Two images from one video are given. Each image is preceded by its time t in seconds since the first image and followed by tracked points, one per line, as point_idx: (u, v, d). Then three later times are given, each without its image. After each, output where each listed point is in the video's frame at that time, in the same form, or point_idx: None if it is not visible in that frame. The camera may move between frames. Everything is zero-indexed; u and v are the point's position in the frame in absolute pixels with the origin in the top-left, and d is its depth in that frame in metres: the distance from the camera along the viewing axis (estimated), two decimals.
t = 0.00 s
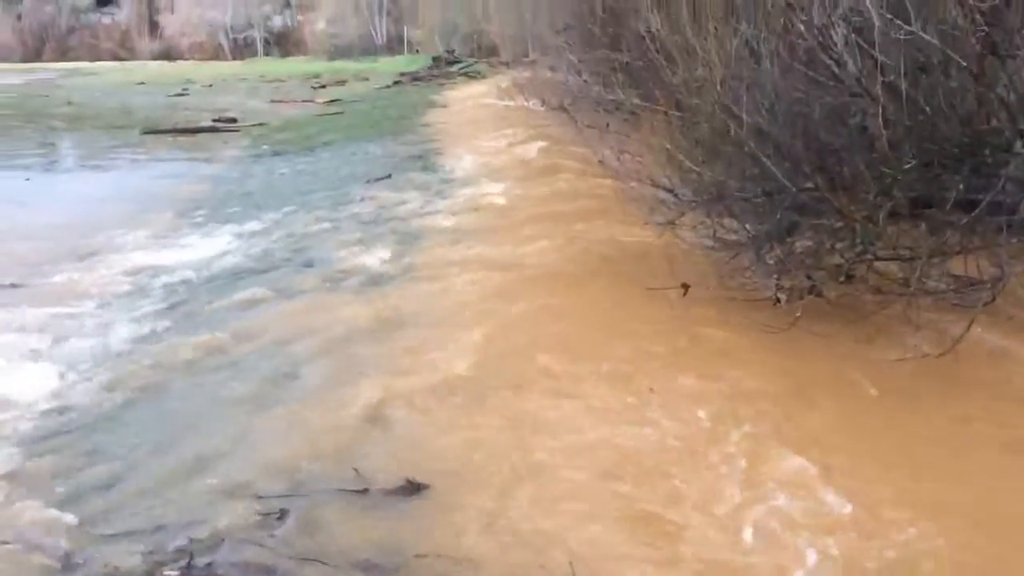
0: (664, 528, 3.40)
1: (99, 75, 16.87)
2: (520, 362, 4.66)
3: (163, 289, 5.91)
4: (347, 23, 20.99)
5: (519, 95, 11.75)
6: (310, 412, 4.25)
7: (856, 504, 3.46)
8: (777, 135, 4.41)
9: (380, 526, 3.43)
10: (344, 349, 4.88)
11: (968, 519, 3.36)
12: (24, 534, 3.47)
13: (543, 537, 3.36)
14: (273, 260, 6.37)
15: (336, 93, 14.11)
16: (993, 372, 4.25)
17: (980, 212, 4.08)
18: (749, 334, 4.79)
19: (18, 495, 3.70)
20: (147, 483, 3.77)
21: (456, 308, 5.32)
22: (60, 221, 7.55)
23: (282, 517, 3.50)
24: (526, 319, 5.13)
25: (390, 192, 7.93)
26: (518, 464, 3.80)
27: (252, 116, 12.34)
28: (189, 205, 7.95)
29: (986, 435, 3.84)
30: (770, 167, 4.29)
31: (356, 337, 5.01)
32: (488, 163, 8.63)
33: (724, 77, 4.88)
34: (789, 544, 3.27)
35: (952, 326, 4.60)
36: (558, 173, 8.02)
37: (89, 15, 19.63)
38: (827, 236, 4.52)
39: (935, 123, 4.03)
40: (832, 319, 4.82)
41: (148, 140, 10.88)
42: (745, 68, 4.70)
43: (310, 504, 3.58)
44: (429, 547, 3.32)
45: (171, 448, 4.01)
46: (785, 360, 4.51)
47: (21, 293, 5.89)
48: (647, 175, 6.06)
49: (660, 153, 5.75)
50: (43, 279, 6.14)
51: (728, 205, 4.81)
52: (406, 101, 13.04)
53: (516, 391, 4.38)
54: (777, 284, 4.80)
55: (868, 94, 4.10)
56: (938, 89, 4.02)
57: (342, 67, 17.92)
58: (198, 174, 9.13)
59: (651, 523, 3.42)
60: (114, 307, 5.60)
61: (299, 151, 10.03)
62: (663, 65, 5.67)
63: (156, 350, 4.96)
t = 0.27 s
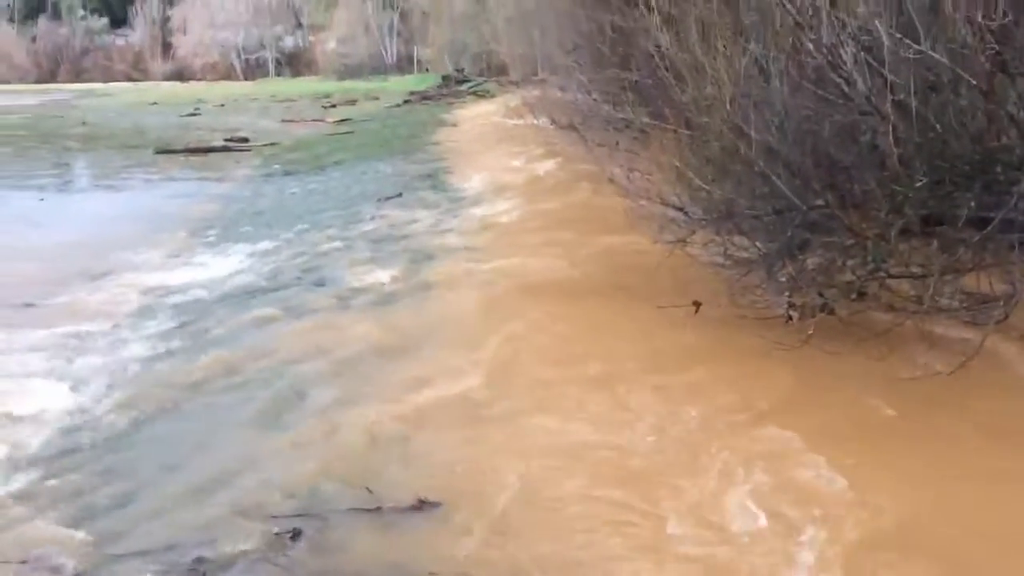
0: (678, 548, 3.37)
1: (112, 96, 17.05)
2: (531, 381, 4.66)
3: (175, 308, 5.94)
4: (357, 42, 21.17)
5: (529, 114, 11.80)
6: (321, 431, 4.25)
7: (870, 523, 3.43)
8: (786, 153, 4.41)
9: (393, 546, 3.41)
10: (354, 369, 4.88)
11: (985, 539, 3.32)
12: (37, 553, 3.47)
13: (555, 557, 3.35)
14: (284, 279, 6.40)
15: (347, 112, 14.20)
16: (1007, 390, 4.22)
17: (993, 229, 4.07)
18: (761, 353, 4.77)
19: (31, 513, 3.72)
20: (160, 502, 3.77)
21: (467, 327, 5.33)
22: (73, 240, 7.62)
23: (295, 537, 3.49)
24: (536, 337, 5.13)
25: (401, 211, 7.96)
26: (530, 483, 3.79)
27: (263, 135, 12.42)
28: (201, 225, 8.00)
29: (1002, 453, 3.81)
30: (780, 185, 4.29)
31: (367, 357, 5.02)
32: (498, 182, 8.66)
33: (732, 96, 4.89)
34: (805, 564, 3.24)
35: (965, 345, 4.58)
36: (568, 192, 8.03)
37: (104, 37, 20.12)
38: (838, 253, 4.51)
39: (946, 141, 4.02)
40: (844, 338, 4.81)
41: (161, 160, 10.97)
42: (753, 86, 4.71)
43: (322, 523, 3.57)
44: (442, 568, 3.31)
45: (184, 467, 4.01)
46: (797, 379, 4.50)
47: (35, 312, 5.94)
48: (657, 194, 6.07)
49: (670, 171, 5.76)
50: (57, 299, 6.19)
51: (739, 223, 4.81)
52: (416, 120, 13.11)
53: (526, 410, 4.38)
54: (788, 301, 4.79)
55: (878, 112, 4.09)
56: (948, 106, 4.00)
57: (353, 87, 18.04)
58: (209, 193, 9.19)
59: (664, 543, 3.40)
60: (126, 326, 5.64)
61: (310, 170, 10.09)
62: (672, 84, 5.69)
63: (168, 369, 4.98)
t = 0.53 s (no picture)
0: (693, 559, 3.36)
1: (128, 106, 17.20)
2: (544, 391, 4.66)
3: (191, 317, 5.98)
4: (371, 54, 21.30)
5: (542, 125, 11.83)
6: (335, 441, 4.26)
7: (887, 536, 3.41)
8: (802, 165, 4.41)
9: (408, 556, 3.42)
10: (368, 378, 4.90)
11: (1003, 551, 3.30)
12: (54, 561, 3.49)
13: (568, 568, 3.34)
14: (299, 289, 6.43)
15: (360, 123, 14.28)
16: None
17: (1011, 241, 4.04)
18: (776, 363, 4.78)
19: (48, 521, 3.74)
20: (176, 511, 3.79)
21: (480, 337, 5.34)
22: (89, 250, 7.68)
23: (310, 546, 3.50)
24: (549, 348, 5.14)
25: (415, 221, 7.99)
26: (543, 494, 3.79)
27: (278, 145, 12.50)
28: (215, 235, 8.06)
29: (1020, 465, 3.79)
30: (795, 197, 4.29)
31: (381, 366, 5.04)
32: (511, 193, 8.69)
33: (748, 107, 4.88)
34: None
35: (981, 359, 4.58)
36: (580, 203, 8.06)
37: (120, 49, 20.30)
38: (854, 265, 4.50)
39: (963, 152, 3.99)
40: (858, 351, 4.82)
41: (176, 170, 11.06)
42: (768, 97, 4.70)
43: (336, 533, 3.58)
44: None
45: (199, 476, 4.03)
46: (812, 389, 4.50)
47: (51, 321, 5.99)
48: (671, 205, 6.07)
49: (684, 182, 5.77)
50: (73, 308, 6.23)
51: (754, 234, 4.81)
52: (430, 131, 13.15)
53: (540, 421, 4.38)
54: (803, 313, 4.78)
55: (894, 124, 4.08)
56: (965, 118, 3.97)
57: (366, 98, 18.13)
58: (224, 203, 9.25)
59: (678, 555, 3.39)
60: (141, 335, 5.67)
61: (324, 180, 10.14)
62: (686, 94, 5.69)
63: (184, 377, 5.02)
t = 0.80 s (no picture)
0: (710, 567, 3.35)
1: (150, 111, 17.36)
2: (562, 398, 4.66)
3: (211, 320, 6.03)
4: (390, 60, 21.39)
5: (560, 132, 11.85)
6: (354, 445, 4.28)
7: (907, 547, 3.39)
8: (823, 173, 4.40)
9: (425, 560, 3.43)
10: (387, 383, 4.91)
11: None
12: (75, 560, 3.53)
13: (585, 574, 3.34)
14: (318, 293, 6.48)
15: (379, 129, 14.35)
16: None
17: None
18: (794, 372, 4.76)
19: (70, 522, 3.77)
20: (195, 513, 3.81)
21: (497, 343, 5.35)
22: (111, 254, 7.76)
23: (328, 549, 3.51)
24: (567, 354, 5.14)
25: (433, 227, 8.01)
26: (560, 500, 3.79)
27: (297, 151, 12.59)
28: (235, 239, 8.12)
29: None
30: (816, 206, 4.27)
31: (399, 371, 5.06)
32: (529, 199, 8.71)
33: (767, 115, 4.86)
34: None
35: (1003, 369, 4.55)
36: (599, 210, 8.07)
37: (143, 54, 20.80)
38: (875, 274, 4.48)
39: (986, 161, 3.96)
40: (878, 360, 4.79)
41: (197, 174, 11.16)
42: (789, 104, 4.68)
43: (354, 536, 3.59)
44: None
45: (218, 479, 4.06)
46: (831, 398, 4.48)
47: (74, 323, 6.05)
48: (690, 212, 6.06)
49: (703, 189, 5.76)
50: (95, 310, 6.30)
51: (773, 242, 4.80)
52: (449, 137, 13.18)
53: (557, 427, 4.38)
54: (823, 321, 4.76)
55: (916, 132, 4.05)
56: (988, 127, 3.94)
57: (385, 103, 18.23)
58: (244, 208, 9.32)
59: (696, 562, 3.38)
60: (161, 338, 5.73)
61: (342, 186, 10.20)
62: (705, 102, 5.68)
63: (204, 380, 5.06)
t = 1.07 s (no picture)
0: None
1: (175, 116, 17.54)
2: (583, 404, 4.65)
3: (234, 324, 6.07)
4: (412, 65, 21.52)
5: (582, 137, 11.85)
6: (377, 449, 4.29)
7: (933, 559, 3.35)
8: (848, 180, 4.36)
9: (446, 566, 3.43)
10: (408, 387, 4.92)
11: None
12: (100, 562, 3.55)
13: None
14: (341, 298, 6.50)
15: (402, 134, 14.41)
16: None
17: None
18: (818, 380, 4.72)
19: (96, 523, 3.80)
20: (218, 515, 3.83)
21: (519, 349, 5.34)
22: (136, 257, 7.83)
23: (349, 552, 3.52)
24: (588, 360, 5.13)
25: (455, 232, 8.03)
26: (582, 508, 3.77)
27: (321, 155, 12.66)
28: (259, 243, 8.17)
29: None
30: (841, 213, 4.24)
31: (421, 375, 5.07)
32: (551, 204, 8.71)
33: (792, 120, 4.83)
34: None
35: None
36: (621, 215, 8.05)
37: (168, 59, 20.56)
38: (901, 282, 4.44)
39: (1015, 168, 3.91)
40: (904, 368, 4.75)
41: (221, 179, 11.24)
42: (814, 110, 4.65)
43: (377, 541, 3.59)
44: None
45: (241, 481, 4.08)
46: (855, 407, 4.44)
47: (100, 326, 6.11)
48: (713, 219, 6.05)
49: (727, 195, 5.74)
50: (121, 313, 6.36)
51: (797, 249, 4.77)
52: (471, 142, 13.23)
53: (579, 434, 4.37)
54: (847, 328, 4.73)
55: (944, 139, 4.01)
56: (1017, 133, 3.88)
57: (408, 108, 18.30)
58: (267, 212, 9.38)
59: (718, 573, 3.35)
60: (186, 341, 5.77)
61: (365, 190, 10.24)
62: (730, 107, 5.65)
63: (228, 383, 5.10)
